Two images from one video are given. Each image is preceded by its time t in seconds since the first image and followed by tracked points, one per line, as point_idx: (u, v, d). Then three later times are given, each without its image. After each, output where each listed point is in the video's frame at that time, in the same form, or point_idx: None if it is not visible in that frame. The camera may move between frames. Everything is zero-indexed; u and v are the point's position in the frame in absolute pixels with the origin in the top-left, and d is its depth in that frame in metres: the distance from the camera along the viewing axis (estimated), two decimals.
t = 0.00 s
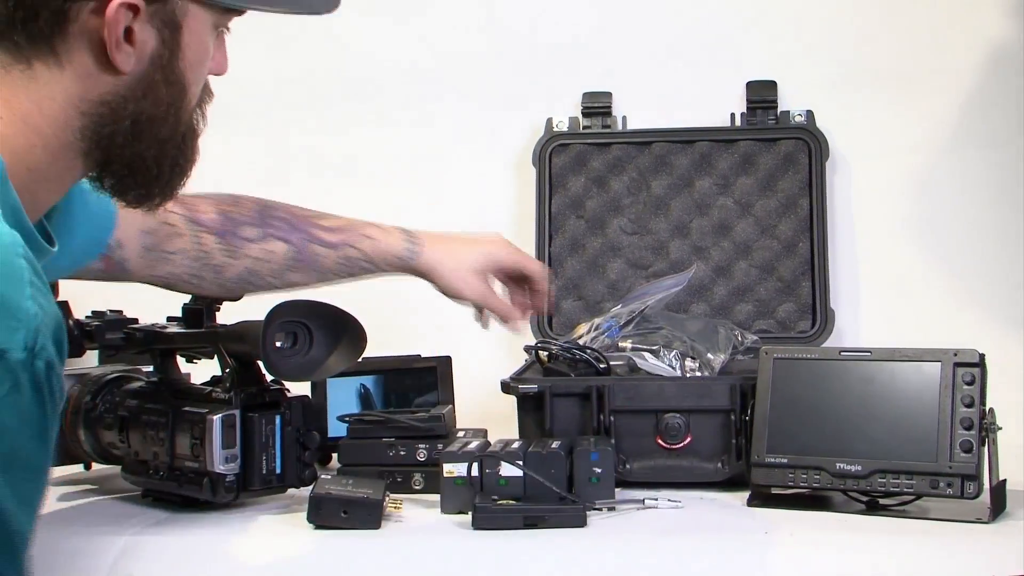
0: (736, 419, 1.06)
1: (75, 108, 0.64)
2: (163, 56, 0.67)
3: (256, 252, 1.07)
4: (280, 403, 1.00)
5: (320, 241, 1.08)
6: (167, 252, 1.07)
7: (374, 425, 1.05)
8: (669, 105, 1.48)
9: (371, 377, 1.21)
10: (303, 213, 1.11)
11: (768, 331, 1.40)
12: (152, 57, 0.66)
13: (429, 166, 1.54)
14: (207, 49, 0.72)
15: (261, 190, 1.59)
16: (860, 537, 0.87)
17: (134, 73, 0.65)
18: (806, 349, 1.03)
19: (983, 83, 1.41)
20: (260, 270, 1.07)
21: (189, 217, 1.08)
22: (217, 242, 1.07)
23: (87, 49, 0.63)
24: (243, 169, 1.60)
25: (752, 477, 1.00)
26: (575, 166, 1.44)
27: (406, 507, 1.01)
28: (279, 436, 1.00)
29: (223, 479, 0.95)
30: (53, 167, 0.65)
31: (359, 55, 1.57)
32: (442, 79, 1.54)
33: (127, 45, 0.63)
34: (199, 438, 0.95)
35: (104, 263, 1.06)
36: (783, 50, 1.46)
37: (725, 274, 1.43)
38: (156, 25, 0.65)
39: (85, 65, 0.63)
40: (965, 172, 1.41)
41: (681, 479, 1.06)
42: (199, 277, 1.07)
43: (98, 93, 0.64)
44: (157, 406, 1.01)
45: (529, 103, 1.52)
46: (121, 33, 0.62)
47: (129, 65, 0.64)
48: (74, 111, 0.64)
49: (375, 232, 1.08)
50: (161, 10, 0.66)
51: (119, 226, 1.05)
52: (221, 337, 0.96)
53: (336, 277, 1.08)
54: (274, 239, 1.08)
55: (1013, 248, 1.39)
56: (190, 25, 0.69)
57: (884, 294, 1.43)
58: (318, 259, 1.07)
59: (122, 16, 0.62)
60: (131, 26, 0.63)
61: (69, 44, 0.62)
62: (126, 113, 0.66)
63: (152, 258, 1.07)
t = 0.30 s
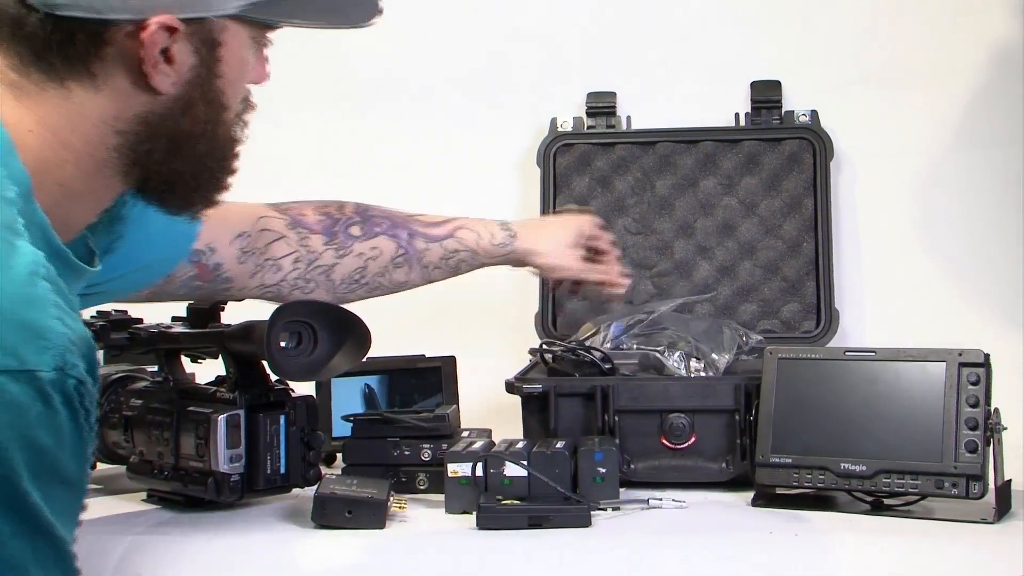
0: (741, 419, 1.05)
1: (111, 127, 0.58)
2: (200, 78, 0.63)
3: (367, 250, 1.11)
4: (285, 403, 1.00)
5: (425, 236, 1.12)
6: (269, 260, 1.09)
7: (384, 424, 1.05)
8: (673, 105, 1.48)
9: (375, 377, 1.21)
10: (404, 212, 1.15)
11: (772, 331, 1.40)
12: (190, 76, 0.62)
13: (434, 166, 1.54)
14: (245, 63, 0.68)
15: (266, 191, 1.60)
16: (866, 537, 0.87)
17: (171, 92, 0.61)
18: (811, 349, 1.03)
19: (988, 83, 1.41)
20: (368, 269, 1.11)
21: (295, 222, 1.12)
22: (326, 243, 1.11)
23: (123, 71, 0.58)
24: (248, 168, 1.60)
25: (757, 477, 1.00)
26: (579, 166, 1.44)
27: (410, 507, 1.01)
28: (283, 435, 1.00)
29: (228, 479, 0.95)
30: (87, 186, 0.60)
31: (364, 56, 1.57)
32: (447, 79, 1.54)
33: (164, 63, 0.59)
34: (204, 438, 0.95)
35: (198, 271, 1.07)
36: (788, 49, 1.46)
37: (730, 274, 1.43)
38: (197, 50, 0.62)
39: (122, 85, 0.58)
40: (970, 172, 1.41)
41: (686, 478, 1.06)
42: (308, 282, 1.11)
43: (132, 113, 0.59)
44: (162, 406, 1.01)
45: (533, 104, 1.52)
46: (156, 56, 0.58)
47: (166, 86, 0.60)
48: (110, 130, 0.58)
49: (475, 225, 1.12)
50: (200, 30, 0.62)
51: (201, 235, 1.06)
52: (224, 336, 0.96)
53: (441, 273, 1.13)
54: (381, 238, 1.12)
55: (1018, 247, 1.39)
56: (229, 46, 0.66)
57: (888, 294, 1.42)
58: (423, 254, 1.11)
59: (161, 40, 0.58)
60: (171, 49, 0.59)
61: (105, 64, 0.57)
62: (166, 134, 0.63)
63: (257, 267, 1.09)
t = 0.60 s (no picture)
0: (746, 419, 1.05)
1: (166, 149, 0.60)
2: (257, 103, 0.63)
3: (446, 235, 1.00)
4: (290, 403, 1.00)
5: (501, 218, 0.99)
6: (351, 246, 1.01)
7: (389, 423, 1.04)
8: (678, 105, 1.48)
9: (380, 377, 1.21)
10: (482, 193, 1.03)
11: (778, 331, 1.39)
12: (244, 101, 0.62)
13: (439, 166, 1.54)
14: (301, 89, 0.67)
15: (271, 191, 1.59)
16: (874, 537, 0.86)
17: (227, 117, 0.62)
18: (816, 349, 1.03)
19: (993, 82, 1.41)
20: (447, 255, 1.00)
21: (381, 207, 1.02)
22: (410, 226, 1.01)
23: (178, 96, 0.60)
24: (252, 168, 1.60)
25: (762, 477, 1.00)
26: (585, 166, 1.44)
27: (415, 507, 1.02)
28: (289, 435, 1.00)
29: (233, 479, 0.95)
30: (141, 206, 0.62)
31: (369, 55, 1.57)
32: (452, 78, 1.54)
33: (220, 89, 0.60)
34: (209, 438, 0.95)
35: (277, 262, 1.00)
36: (793, 50, 1.46)
37: (735, 274, 1.43)
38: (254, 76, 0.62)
39: (175, 111, 0.60)
40: (975, 172, 1.41)
41: (691, 478, 1.06)
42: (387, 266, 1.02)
43: (187, 135, 0.61)
44: (167, 406, 1.01)
45: (538, 103, 1.51)
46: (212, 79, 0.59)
47: (221, 110, 0.61)
48: (163, 152, 0.60)
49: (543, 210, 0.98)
50: (256, 55, 0.62)
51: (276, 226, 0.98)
52: (230, 336, 0.96)
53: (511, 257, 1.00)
54: (462, 220, 1.00)
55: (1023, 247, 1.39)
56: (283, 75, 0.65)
57: (893, 294, 1.43)
58: (497, 237, 0.99)
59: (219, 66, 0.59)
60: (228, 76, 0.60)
61: (161, 88, 0.59)
62: (220, 155, 0.64)
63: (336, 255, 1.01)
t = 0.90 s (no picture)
0: (750, 419, 1.05)
1: (184, 156, 0.65)
2: (274, 111, 0.68)
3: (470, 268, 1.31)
4: (294, 403, 0.99)
5: (525, 264, 1.29)
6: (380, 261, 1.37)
7: (393, 424, 1.04)
8: (681, 105, 1.48)
9: (383, 377, 1.21)
10: (513, 233, 1.31)
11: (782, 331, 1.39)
12: (262, 109, 0.67)
13: (443, 167, 1.54)
14: (318, 96, 0.71)
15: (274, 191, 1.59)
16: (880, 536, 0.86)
17: (247, 125, 0.67)
18: (820, 349, 1.03)
19: (998, 82, 1.41)
20: (466, 277, 1.34)
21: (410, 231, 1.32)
22: (436, 256, 1.32)
23: (197, 103, 0.65)
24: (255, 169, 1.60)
25: (766, 477, 1.00)
26: (589, 166, 1.44)
27: (419, 507, 1.02)
28: (292, 435, 1.00)
29: (237, 478, 0.95)
30: (156, 209, 0.67)
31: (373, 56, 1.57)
32: (455, 78, 1.54)
33: (239, 97, 0.65)
34: (213, 438, 0.95)
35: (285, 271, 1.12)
36: (796, 50, 1.46)
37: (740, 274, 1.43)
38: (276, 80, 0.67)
39: (195, 117, 0.65)
40: (979, 172, 1.41)
41: (695, 478, 1.06)
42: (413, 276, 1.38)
43: (206, 142, 0.66)
44: (170, 405, 1.01)
45: (541, 103, 1.51)
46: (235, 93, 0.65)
47: (240, 118, 0.65)
48: (181, 158, 0.65)
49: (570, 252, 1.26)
50: (276, 64, 0.67)
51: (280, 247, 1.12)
52: (234, 336, 0.96)
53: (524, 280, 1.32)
54: (486, 260, 1.29)
55: None
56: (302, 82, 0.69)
57: (897, 294, 1.42)
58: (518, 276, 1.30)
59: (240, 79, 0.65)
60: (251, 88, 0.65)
61: (180, 93, 0.64)
62: (237, 162, 0.68)
63: (358, 267, 1.38)
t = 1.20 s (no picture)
0: (753, 419, 1.05)
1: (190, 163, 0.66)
2: (281, 119, 0.68)
3: (481, 270, 1.06)
4: (297, 403, 0.99)
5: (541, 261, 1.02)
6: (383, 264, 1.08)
7: (394, 424, 1.04)
8: (684, 105, 1.48)
9: (386, 377, 1.21)
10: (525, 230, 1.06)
11: (785, 330, 1.37)
12: (269, 116, 0.67)
13: (447, 167, 1.54)
14: (327, 104, 0.71)
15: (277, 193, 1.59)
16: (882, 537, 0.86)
17: (252, 130, 0.67)
18: (823, 349, 1.03)
19: (1001, 82, 1.41)
20: (480, 285, 1.08)
21: (419, 231, 1.09)
22: (445, 256, 1.08)
23: (201, 110, 0.65)
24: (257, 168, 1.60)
25: (769, 477, 1.00)
26: (592, 166, 1.44)
27: (422, 507, 1.02)
28: (295, 435, 0.99)
29: (240, 478, 0.95)
30: (162, 214, 0.67)
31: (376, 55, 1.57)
32: (457, 78, 1.54)
33: (246, 104, 0.65)
34: (216, 438, 0.95)
35: (309, 276, 1.07)
36: (800, 50, 1.46)
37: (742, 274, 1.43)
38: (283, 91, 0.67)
39: (198, 122, 0.65)
40: (981, 172, 1.41)
41: (697, 478, 1.06)
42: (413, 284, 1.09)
43: (211, 149, 0.66)
44: (173, 405, 1.01)
45: (545, 103, 1.51)
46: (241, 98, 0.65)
47: (246, 124, 0.66)
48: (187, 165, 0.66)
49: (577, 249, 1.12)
50: (283, 70, 0.66)
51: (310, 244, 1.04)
52: (237, 335, 0.97)
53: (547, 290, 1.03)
54: (499, 257, 1.05)
55: None
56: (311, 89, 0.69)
57: (900, 294, 1.42)
58: (534, 276, 1.03)
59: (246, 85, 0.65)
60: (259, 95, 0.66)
61: (185, 99, 0.64)
62: (244, 169, 0.68)
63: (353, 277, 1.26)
